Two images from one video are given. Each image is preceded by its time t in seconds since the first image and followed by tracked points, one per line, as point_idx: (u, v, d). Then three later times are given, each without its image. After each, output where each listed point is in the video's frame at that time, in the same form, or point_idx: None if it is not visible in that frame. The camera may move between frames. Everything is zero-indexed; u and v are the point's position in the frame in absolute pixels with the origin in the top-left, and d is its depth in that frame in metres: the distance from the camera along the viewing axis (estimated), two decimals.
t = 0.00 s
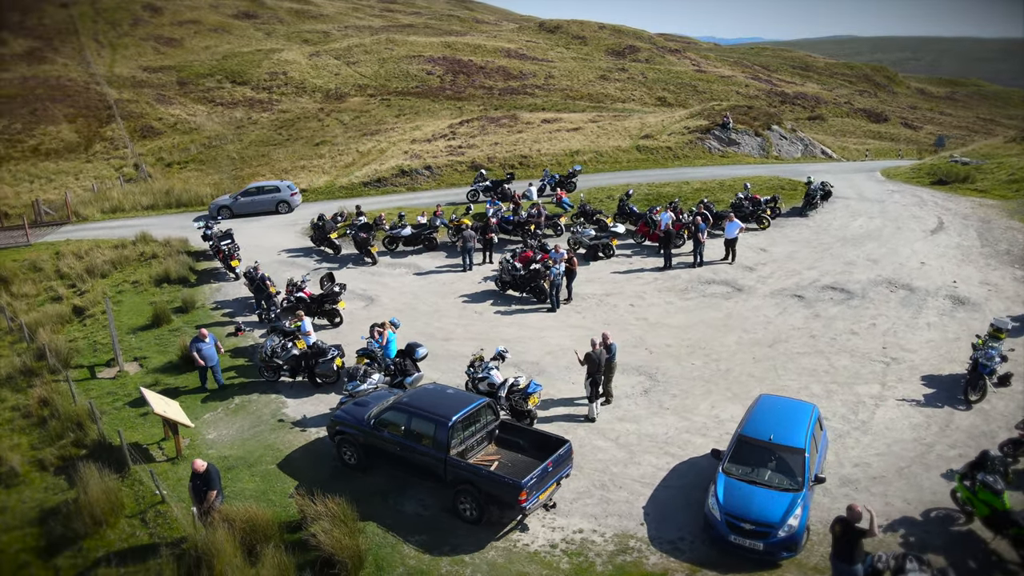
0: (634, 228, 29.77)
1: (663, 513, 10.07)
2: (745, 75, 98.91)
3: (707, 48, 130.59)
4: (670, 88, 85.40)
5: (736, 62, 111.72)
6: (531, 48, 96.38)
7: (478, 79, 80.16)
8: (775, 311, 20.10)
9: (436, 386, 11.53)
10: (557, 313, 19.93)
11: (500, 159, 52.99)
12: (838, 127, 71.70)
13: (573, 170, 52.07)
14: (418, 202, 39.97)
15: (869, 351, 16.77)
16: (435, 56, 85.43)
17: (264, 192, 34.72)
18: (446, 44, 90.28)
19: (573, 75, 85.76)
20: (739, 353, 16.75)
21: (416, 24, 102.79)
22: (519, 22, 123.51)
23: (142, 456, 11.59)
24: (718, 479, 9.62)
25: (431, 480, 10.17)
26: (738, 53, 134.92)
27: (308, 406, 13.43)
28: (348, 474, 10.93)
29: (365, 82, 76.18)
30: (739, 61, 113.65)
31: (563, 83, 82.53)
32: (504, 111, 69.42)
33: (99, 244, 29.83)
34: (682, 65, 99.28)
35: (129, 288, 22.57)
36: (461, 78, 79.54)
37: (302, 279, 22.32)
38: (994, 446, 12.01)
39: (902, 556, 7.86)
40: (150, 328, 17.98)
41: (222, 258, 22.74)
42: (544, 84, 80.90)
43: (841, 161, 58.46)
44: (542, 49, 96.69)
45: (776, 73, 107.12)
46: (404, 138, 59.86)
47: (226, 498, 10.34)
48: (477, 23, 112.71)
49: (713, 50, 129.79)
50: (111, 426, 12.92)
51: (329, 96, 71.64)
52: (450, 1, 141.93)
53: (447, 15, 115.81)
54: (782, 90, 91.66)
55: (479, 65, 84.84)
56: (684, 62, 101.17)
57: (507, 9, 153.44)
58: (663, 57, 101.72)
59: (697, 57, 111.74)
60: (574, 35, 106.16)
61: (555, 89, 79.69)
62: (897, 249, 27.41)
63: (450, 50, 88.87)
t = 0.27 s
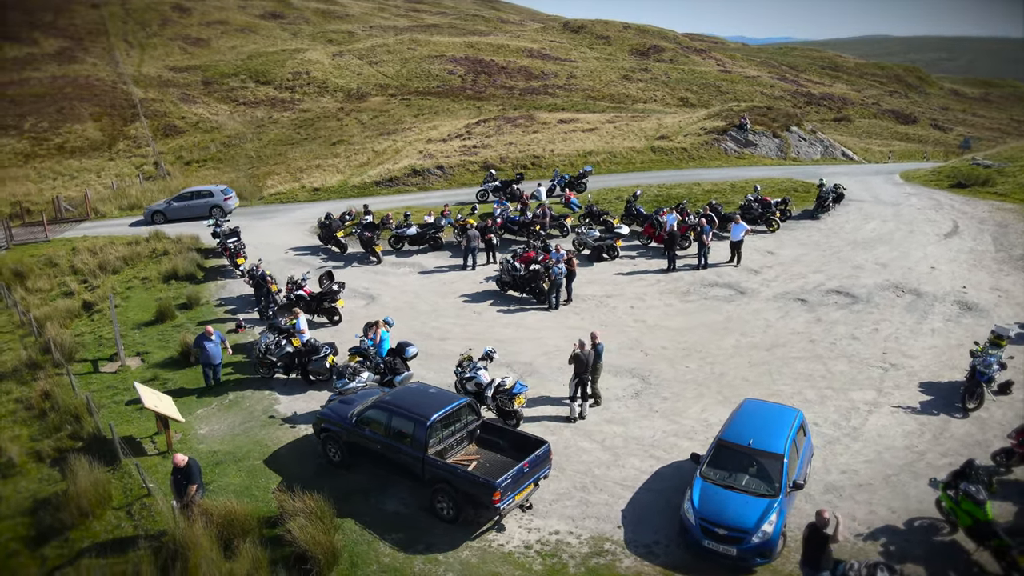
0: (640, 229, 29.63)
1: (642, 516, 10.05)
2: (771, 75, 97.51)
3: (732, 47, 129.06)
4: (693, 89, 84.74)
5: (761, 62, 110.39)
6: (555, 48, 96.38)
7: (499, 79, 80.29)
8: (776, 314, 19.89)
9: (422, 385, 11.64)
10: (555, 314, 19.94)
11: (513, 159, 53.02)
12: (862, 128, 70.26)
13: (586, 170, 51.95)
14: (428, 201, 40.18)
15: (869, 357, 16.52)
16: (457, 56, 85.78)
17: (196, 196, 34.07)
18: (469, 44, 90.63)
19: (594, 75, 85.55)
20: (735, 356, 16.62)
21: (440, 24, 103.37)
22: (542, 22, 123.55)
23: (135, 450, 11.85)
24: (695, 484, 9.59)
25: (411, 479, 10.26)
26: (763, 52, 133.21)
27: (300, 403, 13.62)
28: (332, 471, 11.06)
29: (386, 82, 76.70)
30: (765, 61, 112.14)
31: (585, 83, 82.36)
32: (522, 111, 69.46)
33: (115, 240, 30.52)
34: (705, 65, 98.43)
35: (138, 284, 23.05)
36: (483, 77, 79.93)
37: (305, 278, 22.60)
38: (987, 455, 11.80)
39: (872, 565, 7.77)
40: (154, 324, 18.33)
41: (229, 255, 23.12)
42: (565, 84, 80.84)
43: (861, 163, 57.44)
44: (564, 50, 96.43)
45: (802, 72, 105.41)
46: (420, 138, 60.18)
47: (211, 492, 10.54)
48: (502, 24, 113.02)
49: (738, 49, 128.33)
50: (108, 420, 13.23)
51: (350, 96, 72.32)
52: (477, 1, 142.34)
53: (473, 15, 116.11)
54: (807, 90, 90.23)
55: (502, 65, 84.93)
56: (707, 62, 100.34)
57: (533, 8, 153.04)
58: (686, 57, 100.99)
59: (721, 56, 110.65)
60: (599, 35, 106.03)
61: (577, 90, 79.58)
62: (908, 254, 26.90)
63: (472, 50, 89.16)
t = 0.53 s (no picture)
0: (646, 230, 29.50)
1: (620, 519, 10.05)
2: (796, 75, 95.90)
3: (759, 47, 127.43)
4: (718, 90, 84.04)
5: (787, 62, 108.84)
6: (579, 48, 96.20)
7: (521, 79, 80.31)
8: (777, 318, 19.69)
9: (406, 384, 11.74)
10: (553, 315, 19.95)
11: (524, 159, 53.03)
12: (887, 129, 68.81)
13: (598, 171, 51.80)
14: (440, 201, 40.37)
15: (868, 362, 16.28)
16: (480, 56, 85.98)
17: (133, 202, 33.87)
18: (492, 44, 90.83)
19: (617, 75, 85.19)
20: (731, 360, 16.50)
21: (466, 24, 103.80)
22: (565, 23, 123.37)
23: (129, 443, 12.15)
24: (671, 487, 9.56)
25: (391, 477, 10.37)
26: (790, 51, 131.27)
27: (292, 399, 13.83)
28: (317, 468, 11.22)
29: (406, 82, 77.07)
30: (792, 61, 110.48)
31: (608, 83, 82.07)
32: (540, 111, 69.43)
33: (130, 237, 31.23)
34: (730, 65, 97.43)
35: (147, 280, 23.54)
36: (504, 77, 80.06)
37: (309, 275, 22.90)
38: (979, 464, 11.59)
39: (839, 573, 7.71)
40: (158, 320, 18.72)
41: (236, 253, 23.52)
42: (587, 84, 80.65)
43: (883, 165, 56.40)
44: (586, 49, 96.06)
45: (830, 72, 103.62)
46: (436, 137, 60.45)
47: (197, 485, 10.77)
48: (529, 23, 113.11)
49: (764, 49, 126.69)
50: (106, 412, 13.56)
51: (370, 96, 72.84)
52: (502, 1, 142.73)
53: (497, 15, 116.30)
54: (833, 90, 88.60)
55: (524, 65, 85.00)
56: (732, 62, 99.35)
57: (557, 8, 152.70)
58: (711, 57, 100.11)
59: (747, 56, 109.38)
60: (623, 35, 105.62)
61: (598, 90, 79.36)
62: (918, 258, 26.38)
63: (495, 50, 89.32)
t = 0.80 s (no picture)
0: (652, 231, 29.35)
1: (598, 521, 10.06)
2: (821, 76, 94.32)
3: (786, 47, 125.64)
4: (739, 90, 83.08)
5: (813, 62, 107.20)
6: (602, 48, 95.78)
7: (542, 79, 80.16)
8: (778, 321, 19.48)
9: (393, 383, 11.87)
10: (552, 316, 19.96)
11: (537, 159, 53.02)
12: (912, 131, 67.33)
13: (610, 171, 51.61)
14: (450, 201, 40.52)
15: (866, 368, 16.05)
16: (501, 56, 86.04)
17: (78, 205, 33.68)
18: (514, 44, 90.86)
19: (639, 76, 84.68)
20: (726, 363, 16.39)
21: (489, 24, 103.97)
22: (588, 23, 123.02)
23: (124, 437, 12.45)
24: (648, 491, 9.55)
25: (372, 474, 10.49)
26: (817, 52, 129.22)
27: (285, 396, 14.05)
28: (303, 464, 11.39)
29: (425, 81, 77.42)
30: (819, 61, 108.76)
31: (629, 83, 81.63)
32: (557, 111, 69.32)
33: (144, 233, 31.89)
34: (754, 65, 96.25)
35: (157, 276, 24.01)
36: (524, 77, 80.06)
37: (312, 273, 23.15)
38: (969, 473, 11.39)
39: None
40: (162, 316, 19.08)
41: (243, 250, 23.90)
42: (608, 84, 80.33)
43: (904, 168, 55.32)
44: (608, 49, 95.66)
45: (856, 72, 101.83)
46: (452, 137, 60.64)
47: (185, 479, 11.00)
48: (554, 23, 112.87)
49: (791, 49, 124.81)
50: (105, 406, 13.89)
51: (389, 95, 73.35)
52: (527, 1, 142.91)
53: (520, 15, 116.40)
54: (858, 90, 87.01)
55: (545, 65, 84.92)
56: (757, 62, 98.22)
57: (582, 8, 152.38)
58: (736, 57, 99.04)
59: (773, 56, 107.93)
60: (646, 35, 104.98)
61: (618, 90, 79.00)
62: (928, 263, 25.89)
63: (517, 50, 89.30)
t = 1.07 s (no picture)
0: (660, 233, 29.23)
1: (576, 522, 10.09)
2: (846, 76, 92.70)
3: (815, 46, 123.60)
4: (763, 91, 82.07)
5: (841, 62, 105.32)
6: (626, 48, 95.20)
7: (563, 79, 79.98)
8: (779, 325, 19.29)
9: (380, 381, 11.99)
10: (551, 317, 19.98)
11: (551, 159, 53.00)
12: (939, 133, 65.82)
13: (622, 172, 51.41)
14: (462, 200, 40.66)
15: (865, 374, 15.82)
16: (523, 56, 85.98)
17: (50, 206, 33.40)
18: (537, 44, 90.78)
19: (662, 76, 84.08)
20: (722, 366, 16.28)
21: (513, 23, 104.03)
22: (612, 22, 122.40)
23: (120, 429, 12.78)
24: (624, 493, 9.55)
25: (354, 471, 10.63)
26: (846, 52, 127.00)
27: (279, 392, 14.27)
28: (290, 460, 11.59)
29: (445, 81, 77.70)
30: (847, 61, 106.86)
31: (651, 83, 81.14)
32: (576, 111, 69.15)
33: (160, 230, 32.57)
34: (779, 65, 94.96)
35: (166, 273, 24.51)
36: (545, 77, 79.99)
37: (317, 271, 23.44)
38: (959, 483, 11.19)
39: None
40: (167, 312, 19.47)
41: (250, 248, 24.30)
42: (630, 84, 79.91)
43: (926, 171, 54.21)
44: (630, 49, 95.12)
45: (887, 72, 99.81)
46: (468, 137, 60.80)
47: (174, 472, 11.27)
48: (578, 23, 112.53)
49: (820, 49, 122.79)
50: (105, 399, 14.26)
51: (409, 95, 73.76)
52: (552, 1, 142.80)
53: (544, 15, 116.35)
54: (886, 91, 85.33)
55: (567, 65, 84.74)
56: (782, 62, 96.95)
57: (607, 8, 151.80)
58: (762, 57, 97.85)
59: (800, 56, 106.35)
60: (671, 35, 104.29)
61: (640, 90, 78.50)
62: (940, 267, 25.38)
63: (540, 50, 89.20)
